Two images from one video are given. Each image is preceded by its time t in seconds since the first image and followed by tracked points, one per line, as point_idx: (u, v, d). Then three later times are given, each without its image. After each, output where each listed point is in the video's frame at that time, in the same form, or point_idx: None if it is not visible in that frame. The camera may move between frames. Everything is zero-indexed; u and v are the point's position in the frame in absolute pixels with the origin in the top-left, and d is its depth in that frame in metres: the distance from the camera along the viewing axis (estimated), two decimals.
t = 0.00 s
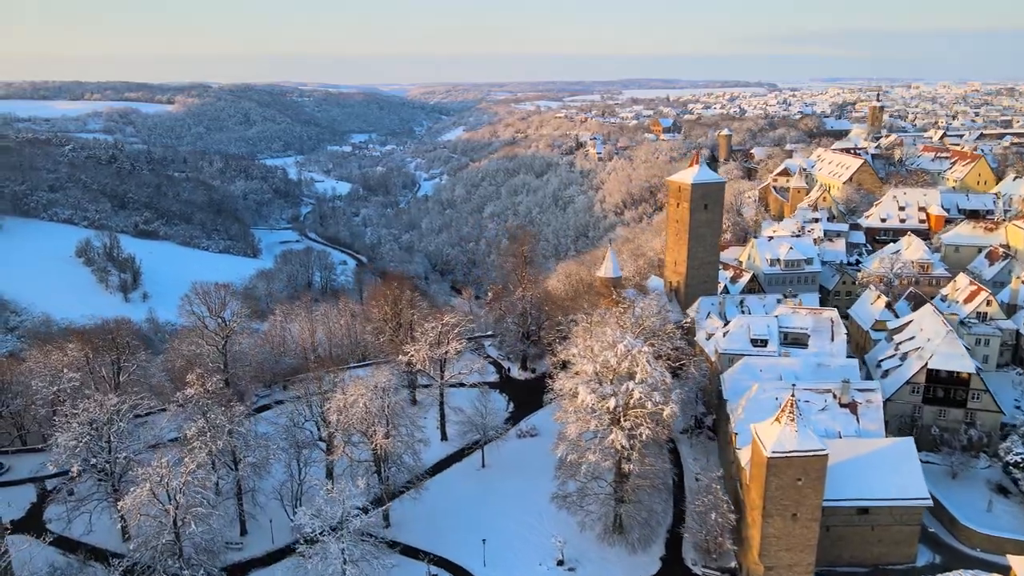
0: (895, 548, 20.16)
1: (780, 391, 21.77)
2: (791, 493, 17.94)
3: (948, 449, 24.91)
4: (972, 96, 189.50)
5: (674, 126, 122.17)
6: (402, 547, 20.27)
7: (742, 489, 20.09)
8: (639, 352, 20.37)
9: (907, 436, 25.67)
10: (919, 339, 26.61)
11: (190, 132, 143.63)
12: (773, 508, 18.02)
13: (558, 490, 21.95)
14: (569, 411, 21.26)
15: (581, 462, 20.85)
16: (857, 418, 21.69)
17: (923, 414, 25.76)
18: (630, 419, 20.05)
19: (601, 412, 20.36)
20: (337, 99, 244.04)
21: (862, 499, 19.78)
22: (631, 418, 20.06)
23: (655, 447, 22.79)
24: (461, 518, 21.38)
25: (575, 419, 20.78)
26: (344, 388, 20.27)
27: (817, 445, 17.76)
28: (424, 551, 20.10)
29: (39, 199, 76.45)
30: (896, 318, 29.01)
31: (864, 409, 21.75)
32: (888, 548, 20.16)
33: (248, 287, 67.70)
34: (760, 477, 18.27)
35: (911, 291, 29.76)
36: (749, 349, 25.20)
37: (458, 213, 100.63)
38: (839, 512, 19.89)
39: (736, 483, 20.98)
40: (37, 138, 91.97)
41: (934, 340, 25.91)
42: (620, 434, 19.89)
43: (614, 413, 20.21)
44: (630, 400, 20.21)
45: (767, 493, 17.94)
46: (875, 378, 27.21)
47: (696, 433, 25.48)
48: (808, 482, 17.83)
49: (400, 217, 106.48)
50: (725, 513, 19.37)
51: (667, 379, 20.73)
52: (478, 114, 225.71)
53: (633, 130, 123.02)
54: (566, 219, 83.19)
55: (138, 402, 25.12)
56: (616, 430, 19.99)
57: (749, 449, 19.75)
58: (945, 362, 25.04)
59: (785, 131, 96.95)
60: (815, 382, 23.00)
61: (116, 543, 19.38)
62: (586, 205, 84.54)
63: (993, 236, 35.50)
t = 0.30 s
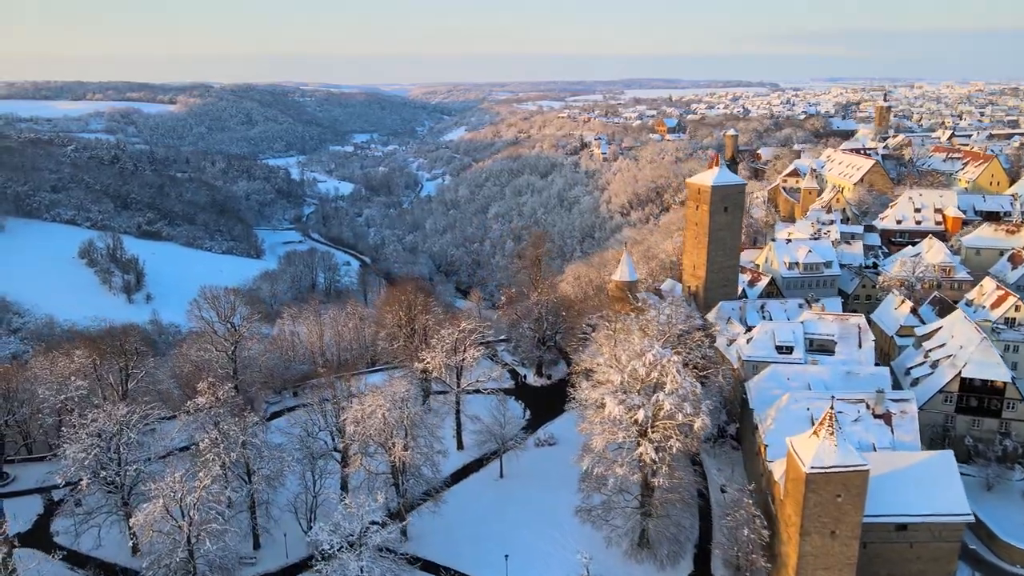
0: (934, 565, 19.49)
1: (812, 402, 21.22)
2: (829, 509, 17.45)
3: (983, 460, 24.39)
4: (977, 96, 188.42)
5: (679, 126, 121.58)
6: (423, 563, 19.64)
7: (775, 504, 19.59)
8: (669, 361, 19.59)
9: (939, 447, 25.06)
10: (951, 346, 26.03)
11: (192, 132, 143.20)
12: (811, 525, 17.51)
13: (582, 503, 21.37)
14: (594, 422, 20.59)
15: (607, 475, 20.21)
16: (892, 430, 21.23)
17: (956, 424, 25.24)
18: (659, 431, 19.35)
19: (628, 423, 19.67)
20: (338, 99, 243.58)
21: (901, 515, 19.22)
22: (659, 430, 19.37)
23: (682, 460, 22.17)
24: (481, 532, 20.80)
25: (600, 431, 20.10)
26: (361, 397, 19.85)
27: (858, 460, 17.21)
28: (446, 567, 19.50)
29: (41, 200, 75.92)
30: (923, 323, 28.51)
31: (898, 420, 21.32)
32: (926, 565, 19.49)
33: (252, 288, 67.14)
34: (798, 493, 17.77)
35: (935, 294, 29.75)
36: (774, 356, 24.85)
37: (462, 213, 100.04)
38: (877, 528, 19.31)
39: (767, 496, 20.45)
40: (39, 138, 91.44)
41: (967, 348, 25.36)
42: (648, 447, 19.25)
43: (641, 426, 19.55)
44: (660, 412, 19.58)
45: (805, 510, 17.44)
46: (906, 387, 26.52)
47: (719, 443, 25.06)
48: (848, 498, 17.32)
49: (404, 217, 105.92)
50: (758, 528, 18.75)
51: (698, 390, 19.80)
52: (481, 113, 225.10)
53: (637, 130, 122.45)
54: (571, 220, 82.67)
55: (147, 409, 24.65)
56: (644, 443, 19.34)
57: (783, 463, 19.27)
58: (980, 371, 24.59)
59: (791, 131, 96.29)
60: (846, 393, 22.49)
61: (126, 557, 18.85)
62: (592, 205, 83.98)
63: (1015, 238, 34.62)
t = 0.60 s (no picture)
0: None
1: (846, 413, 20.81)
2: (872, 528, 16.99)
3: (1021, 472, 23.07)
4: (982, 96, 187.37)
5: (684, 126, 120.89)
6: None
7: (810, 520, 19.08)
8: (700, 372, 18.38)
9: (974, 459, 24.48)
10: (986, 355, 25.32)
11: (195, 132, 142.72)
12: (852, 544, 17.06)
13: (606, 517, 20.68)
14: (621, 435, 19.68)
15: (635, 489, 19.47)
16: (929, 442, 20.60)
17: (991, 435, 24.53)
18: (689, 446, 18.35)
19: (658, 437, 18.77)
20: (340, 99, 243.06)
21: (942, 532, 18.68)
22: (689, 444, 18.36)
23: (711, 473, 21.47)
24: (502, 546, 20.23)
25: (628, 444, 19.24)
26: (379, 408, 19.35)
27: (902, 477, 16.70)
28: None
29: (44, 201, 75.38)
30: (951, 330, 28.04)
31: (935, 432, 20.68)
32: None
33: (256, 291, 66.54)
34: (838, 511, 17.28)
35: (961, 300, 29.33)
36: (801, 364, 24.45)
37: (466, 214, 99.43)
38: (918, 546, 18.78)
39: (801, 511, 19.83)
40: (42, 138, 90.97)
41: (1002, 357, 24.69)
42: (679, 462, 18.29)
43: (671, 438, 18.59)
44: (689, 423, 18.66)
45: (847, 528, 16.98)
46: (938, 397, 25.72)
47: (745, 453, 24.63)
48: (892, 517, 16.86)
49: (408, 218, 105.33)
50: (793, 546, 18.22)
51: (730, 401, 18.74)
52: (483, 113, 224.52)
53: (642, 130, 121.82)
54: (577, 221, 82.09)
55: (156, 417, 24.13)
56: (675, 457, 18.34)
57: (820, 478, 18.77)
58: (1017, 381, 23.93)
59: (799, 131, 95.57)
60: (881, 404, 21.89)
61: (135, 572, 18.35)
62: (598, 206, 83.32)
63: None
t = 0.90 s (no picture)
0: None
1: (884, 426, 20.36)
2: (922, 550, 16.40)
3: None
4: (990, 96, 186.14)
5: (691, 126, 120.24)
6: None
7: (851, 539, 18.51)
8: (737, 384, 17.08)
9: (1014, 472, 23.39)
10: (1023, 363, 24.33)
11: (200, 132, 142.42)
12: (900, 566, 16.49)
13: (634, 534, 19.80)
14: (651, 448, 18.50)
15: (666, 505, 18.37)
16: (971, 456, 20.01)
17: None
18: (724, 461, 17.20)
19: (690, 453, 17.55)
20: (345, 99, 242.79)
21: (991, 552, 17.99)
22: (724, 460, 17.22)
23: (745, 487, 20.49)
24: (528, 562, 19.63)
25: (658, 459, 18.05)
26: (401, 420, 18.78)
27: (953, 497, 16.14)
28: None
29: (50, 202, 74.96)
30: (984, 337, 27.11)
31: (978, 446, 20.10)
32: None
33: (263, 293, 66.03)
34: (885, 531, 16.69)
35: (992, 306, 28.61)
36: (830, 373, 24.24)
37: (473, 214, 98.83)
38: (966, 566, 18.09)
39: (842, 529, 19.17)
40: (48, 138, 90.67)
41: None
42: (715, 478, 17.06)
43: (707, 452, 17.43)
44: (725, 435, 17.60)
45: (895, 550, 16.40)
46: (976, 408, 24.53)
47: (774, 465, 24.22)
48: (941, 538, 16.28)
49: (414, 219, 104.77)
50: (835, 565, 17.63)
51: (767, 415, 17.43)
52: (488, 113, 224.07)
53: (650, 130, 121.21)
54: (585, 222, 81.47)
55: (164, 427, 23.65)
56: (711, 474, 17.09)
57: (862, 494, 18.19)
58: None
59: (809, 131, 94.79)
60: (922, 416, 21.24)
61: None
62: (606, 207, 82.66)
63: None
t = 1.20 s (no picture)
0: None
1: (930, 440, 19.65)
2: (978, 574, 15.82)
3: None
4: (1003, 96, 184.36)
5: (702, 126, 119.39)
6: None
7: (897, 560, 17.91)
8: (779, 398, 16.50)
9: None
10: None
11: (208, 132, 142.45)
12: None
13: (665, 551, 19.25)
14: (688, 463, 18.00)
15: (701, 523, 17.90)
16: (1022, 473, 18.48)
17: None
18: (763, 479, 16.64)
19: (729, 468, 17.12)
20: (352, 99, 242.55)
21: None
22: (763, 477, 16.66)
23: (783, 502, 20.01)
24: None
25: (695, 474, 17.56)
26: (425, 433, 18.27)
27: (1012, 521, 15.50)
28: None
29: (60, 202, 74.81)
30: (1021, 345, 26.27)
31: None
32: None
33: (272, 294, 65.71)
34: (940, 554, 16.06)
35: None
36: (867, 383, 23.79)
37: (482, 215, 98.31)
38: None
39: (887, 549, 18.59)
40: (57, 138, 90.59)
41: None
42: (756, 496, 16.48)
43: (746, 468, 16.94)
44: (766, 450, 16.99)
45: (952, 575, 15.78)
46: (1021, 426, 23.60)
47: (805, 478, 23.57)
48: (999, 562, 15.70)
49: (422, 219, 104.34)
50: None
51: (810, 431, 16.80)
52: (496, 113, 223.58)
53: (660, 130, 120.46)
54: (596, 223, 80.89)
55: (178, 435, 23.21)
56: (752, 492, 16.48)
57: (911, 514, 17.59)
58: None
59: (821, 132, 93.88)
60: (969, 432, 20.18)
61: None
62: (617, 208, 82.02)
63: None
